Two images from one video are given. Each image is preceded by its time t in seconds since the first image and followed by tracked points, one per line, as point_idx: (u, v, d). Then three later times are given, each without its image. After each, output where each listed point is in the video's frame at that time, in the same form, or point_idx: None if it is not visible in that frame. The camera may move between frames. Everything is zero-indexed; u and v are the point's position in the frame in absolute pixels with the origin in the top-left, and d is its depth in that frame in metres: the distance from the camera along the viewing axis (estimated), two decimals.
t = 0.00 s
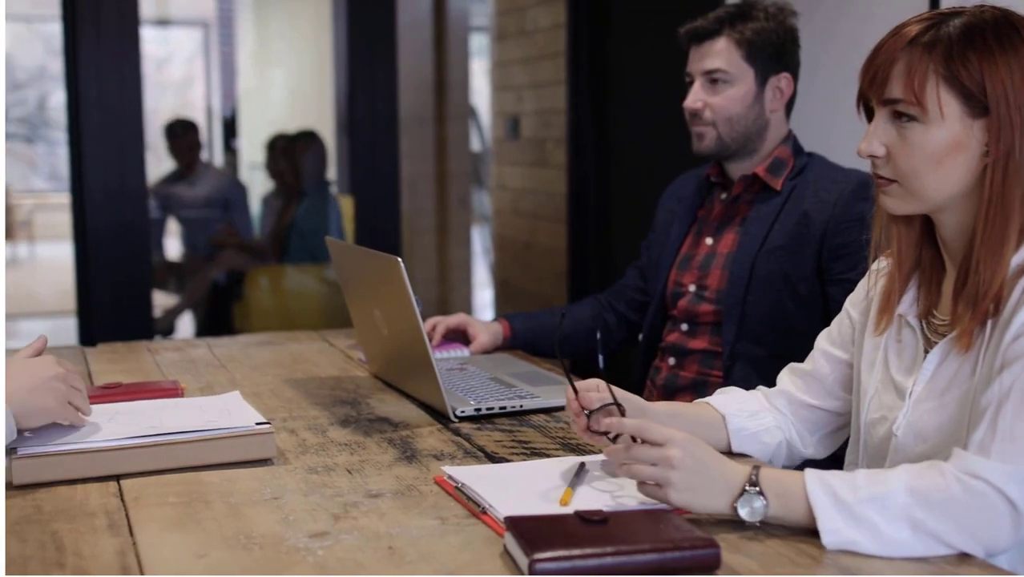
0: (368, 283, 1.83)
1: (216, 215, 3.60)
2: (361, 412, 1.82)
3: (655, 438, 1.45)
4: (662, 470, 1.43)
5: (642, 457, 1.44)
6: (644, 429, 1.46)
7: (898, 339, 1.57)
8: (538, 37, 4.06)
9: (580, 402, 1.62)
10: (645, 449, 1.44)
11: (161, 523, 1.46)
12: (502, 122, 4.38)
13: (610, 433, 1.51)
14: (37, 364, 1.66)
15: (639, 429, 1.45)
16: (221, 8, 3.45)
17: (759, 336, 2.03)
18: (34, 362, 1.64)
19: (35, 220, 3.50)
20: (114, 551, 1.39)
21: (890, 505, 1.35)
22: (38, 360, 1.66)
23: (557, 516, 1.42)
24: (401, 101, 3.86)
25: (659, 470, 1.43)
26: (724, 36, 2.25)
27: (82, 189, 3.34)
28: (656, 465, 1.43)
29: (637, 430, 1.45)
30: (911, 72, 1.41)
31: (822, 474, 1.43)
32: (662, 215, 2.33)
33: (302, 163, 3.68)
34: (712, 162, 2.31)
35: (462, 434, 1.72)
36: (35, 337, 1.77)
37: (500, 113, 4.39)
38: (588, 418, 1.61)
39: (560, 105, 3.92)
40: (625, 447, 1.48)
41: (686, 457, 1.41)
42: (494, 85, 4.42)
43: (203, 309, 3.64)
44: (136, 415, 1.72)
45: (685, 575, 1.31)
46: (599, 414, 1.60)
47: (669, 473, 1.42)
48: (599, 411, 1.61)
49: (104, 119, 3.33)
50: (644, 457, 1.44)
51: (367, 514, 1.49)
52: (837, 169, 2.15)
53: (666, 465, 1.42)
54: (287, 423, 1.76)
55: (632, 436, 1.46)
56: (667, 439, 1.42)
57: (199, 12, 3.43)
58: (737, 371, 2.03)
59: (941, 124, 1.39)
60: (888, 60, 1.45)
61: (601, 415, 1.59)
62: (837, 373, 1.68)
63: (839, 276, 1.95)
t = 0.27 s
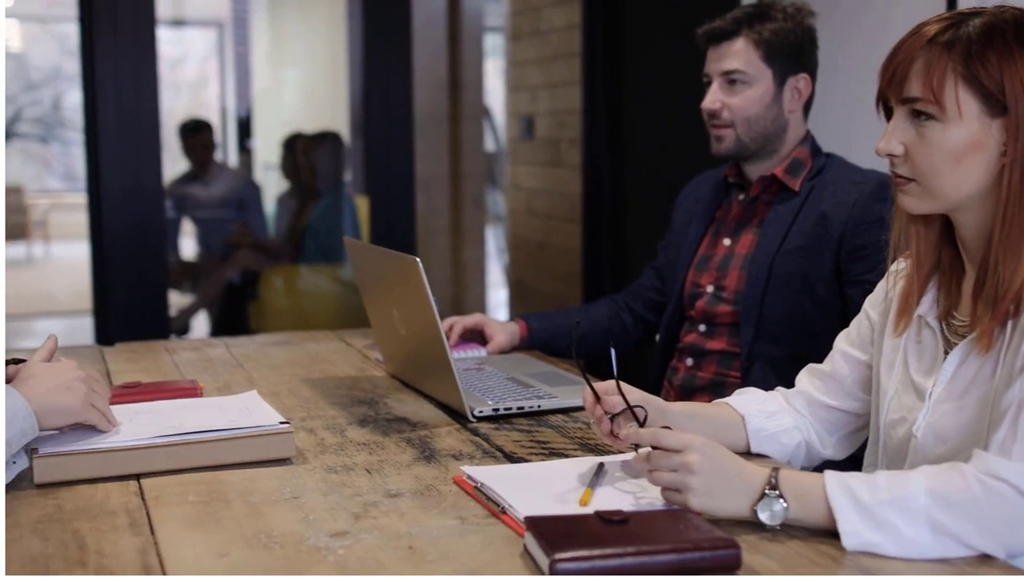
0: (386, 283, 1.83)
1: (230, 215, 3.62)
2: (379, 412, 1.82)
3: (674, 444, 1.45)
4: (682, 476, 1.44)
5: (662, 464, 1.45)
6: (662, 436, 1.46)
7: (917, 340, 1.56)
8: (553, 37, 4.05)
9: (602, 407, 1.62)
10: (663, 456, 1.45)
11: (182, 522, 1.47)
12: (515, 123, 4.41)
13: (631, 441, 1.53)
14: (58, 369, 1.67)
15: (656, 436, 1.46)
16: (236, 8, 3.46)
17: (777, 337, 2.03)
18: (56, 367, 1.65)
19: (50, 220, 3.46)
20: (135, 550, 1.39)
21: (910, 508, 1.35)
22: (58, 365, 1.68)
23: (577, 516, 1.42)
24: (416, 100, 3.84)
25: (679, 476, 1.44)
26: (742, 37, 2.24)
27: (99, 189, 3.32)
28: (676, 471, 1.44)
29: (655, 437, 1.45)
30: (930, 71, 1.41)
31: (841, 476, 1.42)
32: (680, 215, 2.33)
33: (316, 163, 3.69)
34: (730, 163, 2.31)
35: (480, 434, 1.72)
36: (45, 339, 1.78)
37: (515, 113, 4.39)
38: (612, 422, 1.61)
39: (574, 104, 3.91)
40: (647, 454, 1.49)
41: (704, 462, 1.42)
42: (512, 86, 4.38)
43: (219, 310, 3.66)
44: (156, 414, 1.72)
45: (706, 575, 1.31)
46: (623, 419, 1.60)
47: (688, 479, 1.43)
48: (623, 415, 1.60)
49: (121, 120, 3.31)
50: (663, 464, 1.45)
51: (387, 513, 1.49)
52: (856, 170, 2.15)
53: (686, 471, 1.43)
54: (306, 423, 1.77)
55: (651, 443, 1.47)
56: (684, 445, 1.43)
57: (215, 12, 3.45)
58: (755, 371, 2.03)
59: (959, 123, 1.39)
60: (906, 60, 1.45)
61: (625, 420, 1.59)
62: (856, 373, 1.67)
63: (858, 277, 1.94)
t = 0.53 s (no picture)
0: (407, 282, 1.84)
1: (246, 215, 3.61)
2: (400, 410, 1.83)
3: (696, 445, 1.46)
4: (704, 476, 1.44)
5: (684, 464, 1.45)
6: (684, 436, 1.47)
7: (939, 339, 1.56)
8: (569, 36, 4.07)
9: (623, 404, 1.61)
10: (686, 456, 1.46)
11: (206, 519, 1.47)
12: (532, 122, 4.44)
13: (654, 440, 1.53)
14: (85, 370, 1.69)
15: (679, 436, 1.47)
16: (253, 8, 3.46)
17: (797, 337, 2.03)
18: (82, 367, 1.67)
19: (68, 219, 3.46)
20: (161, 546, 1.40)
21: (934, 507, 1.35)
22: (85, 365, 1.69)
23: (600, 513, 1.42)
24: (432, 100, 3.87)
25: (701, 477, 1.44)
26: (762, 36, 2.24)
27: (116, 186, 3.35)
28: (699, 472, 1.44)
29: (677, 437, 1.46)
30: (953, 69, 1.40)
31: (864, 475, 1.42)
32: (699, 214, 2.33)
33: (332, 162, 3.70)
34: (749, 162, 2.31)
35: (501, 432, 1.73)
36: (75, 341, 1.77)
37: (532, 113, 4.41)
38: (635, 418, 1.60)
39: (589, 104, 3.93)
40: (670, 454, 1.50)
41: (726, 462, 1.42)
42: (527, 85, 4.43)
43: (235, 307, 3.65)
44: (178, 412, 1.73)
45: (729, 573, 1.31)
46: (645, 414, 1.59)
47: (712, 478, 1.43)
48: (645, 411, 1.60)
49: (138, 119, 3.34)
50: (686, 464, 1.45)
51: (410, 511, 1.50)
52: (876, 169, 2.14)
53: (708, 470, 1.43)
54: (327, 421, 1.77)
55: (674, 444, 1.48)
56: (706, 445, 1.43)
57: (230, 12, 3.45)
58: (775, 371, 2.03)
59: (982, 121, 1.38)
60: (929, 58, 1.45)
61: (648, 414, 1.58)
62: (877, 372, 1.67)
63: (878, 276, 1.94)
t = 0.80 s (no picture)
0: (426, 280, 1.84)
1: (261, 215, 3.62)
2: (419, 408, 1.83)
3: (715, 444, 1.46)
4: (724, 475, 1.44)
5: (703, 463, 1.46)
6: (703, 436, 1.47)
7: (961, 339, 1.55)
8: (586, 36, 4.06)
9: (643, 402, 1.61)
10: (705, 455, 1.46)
11: (229, 516, 1.48)
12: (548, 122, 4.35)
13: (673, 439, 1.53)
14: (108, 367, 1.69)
15: (699, 436, 1.47)
16: (268, 8, 3.47)
17: (816, 336, 2.03)
18: (104, 365, 1.67)
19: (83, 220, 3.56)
20: (184, 543, 1.41)
21: (955, 507, 1.35)
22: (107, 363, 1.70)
23: (621, 512, 1.42)
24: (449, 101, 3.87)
25: (721, 476, 1.44)
26: (781, 35, 2.24)
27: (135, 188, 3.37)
28: (718, 471, 1.45)
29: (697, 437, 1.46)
30: (976, 67, 1.40)
31: (886, 474, 1.42)
32: (717, 214, 2.33)
33: (346, 162, 3.70)
34: (767, 161, 2.31)
35: (520, 431, 1.73)
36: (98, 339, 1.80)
37: (546, 113, 4.34)
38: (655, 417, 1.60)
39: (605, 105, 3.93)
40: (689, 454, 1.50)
41: (745, 461, 1.42)
42: (542, 85, 4.31)
43: (250, 306, 3.65)
44: (199, 410, 1.74)
45: (751, 572, 1.31)
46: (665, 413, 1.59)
47: (731, 477, 1.43)
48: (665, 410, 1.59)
49: (155, 119, 3.35)
50: (705, 464, 1.45)
51: (431, 509, 1.50)
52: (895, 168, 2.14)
53: (727, 470, 1.44)
54: (347, 419, 1.78)
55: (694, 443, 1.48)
56: (726, 444, 1.43)
57: (245, 13, 3.45)
58: (793, 370, 2.03)
59: (1005, 119, 1.38)
60: (950, 57, 1.44)
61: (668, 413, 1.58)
62: (897, 372, 1.67)
63: (898, 276, 1.94)
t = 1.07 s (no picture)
0: (442, 281, 1.84)
1: (274, 215, 3.64)
2: (435, 408, 1.84)
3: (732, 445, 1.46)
4: (740, 475, 1.44)
5: (720, 464, 1.45)
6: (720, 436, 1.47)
7: (979, 339, 1.55)
8: (599, 36, 4.06)
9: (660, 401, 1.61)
10: (722, 456, 1.46)
11: (247, 515, 1.48)
12: (561, 122, 4.38)
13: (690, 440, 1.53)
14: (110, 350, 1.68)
15: (715, 436, 1.47)
16: (280, 9, 3.48)
17: (832, 337, 2.03)
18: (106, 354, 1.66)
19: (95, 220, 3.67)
20: (203, 541, 1.41)
21: (974, 508, 1.35)
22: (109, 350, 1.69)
23: (639, 512, 1.42)
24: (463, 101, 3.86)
25: (737, 476, 1.44)
26: (796, 35, 2.24)
27: (149, 189, 3.35)
28: (734, 471, 1.44)
29: (714, 437, 1.46)
30: (995, 67, 1.40)
31: (904, 474, 1.42)
32: (732, 215, 2.33)
33: (359, 162, 3.70)
34: (782, 162, 2.31)
35: (536, 431, 1.73)
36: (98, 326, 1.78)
37: (560, 112, 4.40)
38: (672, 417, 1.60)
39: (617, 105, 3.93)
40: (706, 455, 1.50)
41: (762, 461, 1.42)
42: (555, 85, 4.35)
43: (265, 308, 3.68)
44: (216, 410, 1.74)
45: (770, 572, 1.31)
46: (683, 413, 1.59)
47: (747, 478, 1.43)
48: (683, 410, 1.59)
49: (170, 119, 3.34)
50: (722, 464, 1.45)
51: (448, 508, 1.50)
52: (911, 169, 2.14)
53: (744, 471, 1.43)
54: (363, 419, 1.78)
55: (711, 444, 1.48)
56: (742, 445, 1.43)
57: (257, 13, 3.44)
58: (808, 370, 2.03)
59: None
60: (970, 55, 1.44)
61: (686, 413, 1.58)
62: (914, 372, 1.66)
63: (913, 276, 1.93)
